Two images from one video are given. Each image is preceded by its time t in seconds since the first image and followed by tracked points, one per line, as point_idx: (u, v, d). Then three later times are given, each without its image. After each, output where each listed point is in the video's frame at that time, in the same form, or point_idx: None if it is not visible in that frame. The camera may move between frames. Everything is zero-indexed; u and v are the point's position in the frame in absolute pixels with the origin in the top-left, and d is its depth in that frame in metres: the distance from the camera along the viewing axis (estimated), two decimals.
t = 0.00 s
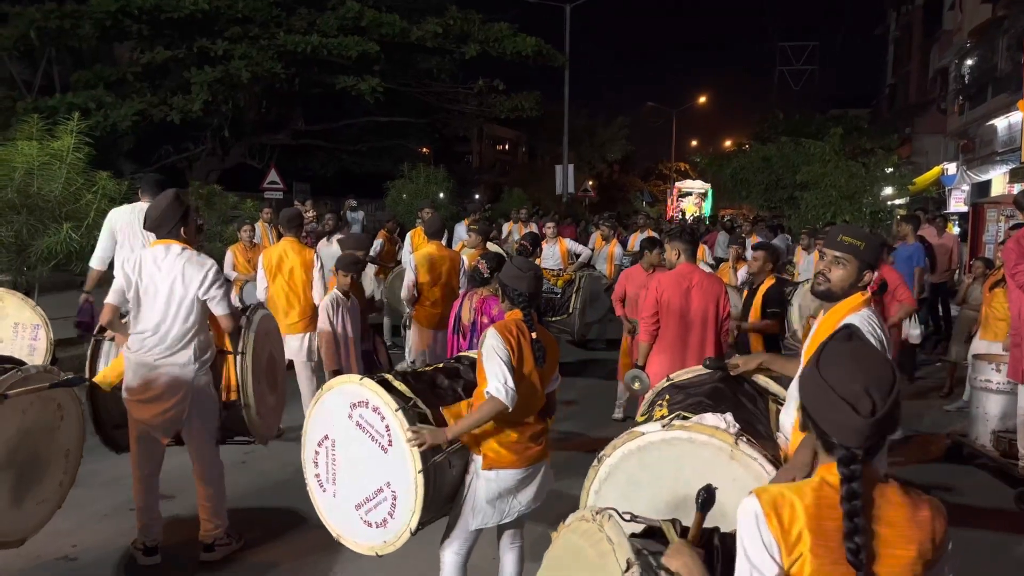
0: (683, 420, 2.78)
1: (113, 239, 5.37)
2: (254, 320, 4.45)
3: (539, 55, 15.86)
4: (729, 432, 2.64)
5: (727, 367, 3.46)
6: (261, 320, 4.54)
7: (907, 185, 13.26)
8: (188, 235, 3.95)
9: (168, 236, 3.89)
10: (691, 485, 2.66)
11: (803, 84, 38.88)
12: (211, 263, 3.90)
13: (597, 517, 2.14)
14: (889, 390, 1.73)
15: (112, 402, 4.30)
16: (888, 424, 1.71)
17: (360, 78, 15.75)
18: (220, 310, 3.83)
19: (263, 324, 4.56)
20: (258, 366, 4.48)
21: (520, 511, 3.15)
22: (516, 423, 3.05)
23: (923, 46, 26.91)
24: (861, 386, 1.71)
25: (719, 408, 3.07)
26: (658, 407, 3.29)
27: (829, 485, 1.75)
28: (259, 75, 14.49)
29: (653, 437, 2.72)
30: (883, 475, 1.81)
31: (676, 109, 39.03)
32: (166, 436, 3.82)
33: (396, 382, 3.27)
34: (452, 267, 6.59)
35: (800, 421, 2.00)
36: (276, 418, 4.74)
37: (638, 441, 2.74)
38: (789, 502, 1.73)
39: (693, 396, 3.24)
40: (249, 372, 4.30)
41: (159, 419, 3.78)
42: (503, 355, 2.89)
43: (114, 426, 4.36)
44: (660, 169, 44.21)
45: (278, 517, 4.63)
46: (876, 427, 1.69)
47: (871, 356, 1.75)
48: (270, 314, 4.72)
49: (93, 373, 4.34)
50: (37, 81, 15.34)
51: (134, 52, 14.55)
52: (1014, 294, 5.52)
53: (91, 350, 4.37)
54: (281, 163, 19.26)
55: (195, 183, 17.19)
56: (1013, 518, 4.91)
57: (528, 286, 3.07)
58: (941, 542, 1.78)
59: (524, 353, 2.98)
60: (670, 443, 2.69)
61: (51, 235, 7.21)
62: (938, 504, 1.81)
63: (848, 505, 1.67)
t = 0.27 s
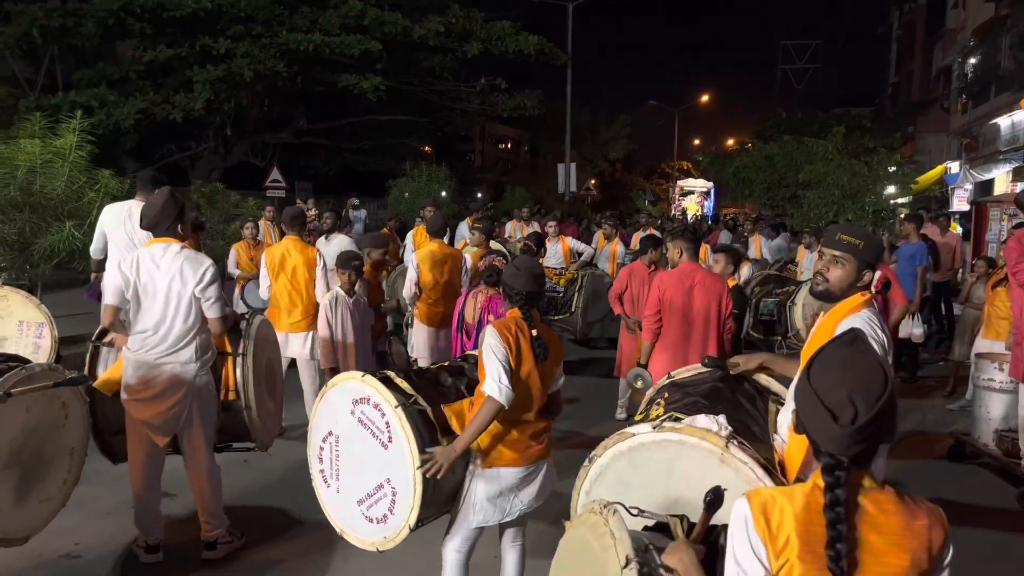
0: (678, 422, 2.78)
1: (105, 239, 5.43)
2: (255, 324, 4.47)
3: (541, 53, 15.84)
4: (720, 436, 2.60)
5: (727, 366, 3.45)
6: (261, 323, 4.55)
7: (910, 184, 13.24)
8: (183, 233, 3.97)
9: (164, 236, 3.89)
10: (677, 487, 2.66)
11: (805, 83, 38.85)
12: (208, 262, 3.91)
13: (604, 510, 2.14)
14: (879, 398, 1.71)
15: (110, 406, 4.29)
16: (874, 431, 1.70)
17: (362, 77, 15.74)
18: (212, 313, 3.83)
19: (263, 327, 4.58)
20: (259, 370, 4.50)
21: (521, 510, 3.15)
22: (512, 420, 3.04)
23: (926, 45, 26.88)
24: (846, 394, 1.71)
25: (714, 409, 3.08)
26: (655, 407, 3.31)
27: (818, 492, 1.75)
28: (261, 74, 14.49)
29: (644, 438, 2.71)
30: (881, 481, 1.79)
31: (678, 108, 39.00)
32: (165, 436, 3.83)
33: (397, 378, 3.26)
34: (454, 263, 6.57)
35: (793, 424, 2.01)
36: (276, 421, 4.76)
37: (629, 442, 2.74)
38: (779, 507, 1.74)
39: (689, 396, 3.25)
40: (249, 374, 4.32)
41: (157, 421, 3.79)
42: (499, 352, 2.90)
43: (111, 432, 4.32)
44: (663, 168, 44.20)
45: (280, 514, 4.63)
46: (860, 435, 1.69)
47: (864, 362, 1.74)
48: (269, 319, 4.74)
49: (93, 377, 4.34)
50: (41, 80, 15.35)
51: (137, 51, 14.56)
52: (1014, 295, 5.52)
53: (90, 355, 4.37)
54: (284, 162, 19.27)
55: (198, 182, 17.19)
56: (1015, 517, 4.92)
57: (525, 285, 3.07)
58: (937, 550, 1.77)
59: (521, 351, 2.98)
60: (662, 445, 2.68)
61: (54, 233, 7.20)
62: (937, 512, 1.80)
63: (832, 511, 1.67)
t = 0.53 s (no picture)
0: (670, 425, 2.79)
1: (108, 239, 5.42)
2: (256, 324, 4.48)
3: (543, 52, 15.83)
4: (710, 439, 2.62)
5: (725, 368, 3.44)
6: (261, 323, 4.55)
7: (912, 183, 13.23)
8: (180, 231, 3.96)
9: (162, 234, 3.88)
10: (676, 491, 2.64)
11: (808, 82, 38.82)
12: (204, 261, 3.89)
13: (615, 498, 2.17)
14: (881, 404, 1.69)
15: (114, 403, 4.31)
16: (874, 438, 1.67)
17: (364, 75, 15.73)
18: (202, 314, 3.79)
19: (263, 327, 4.57)
20: (260, 370, 4.51)
21: (520, 509, 3.12)
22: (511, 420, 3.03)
23: (928, 44, 26.86)
24: (846, 399, 1.70)
25: (709, 413, 3.08)
26: (653, 409, 3.33)
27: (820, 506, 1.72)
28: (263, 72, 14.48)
29: (635, 440, 2.72)
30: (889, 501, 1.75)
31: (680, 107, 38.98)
32: (163, 436, 3.82)
33: (396, 377, 3.28)
34: (455, 263, 6.56)
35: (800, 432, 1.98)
36: (277, 421, 4.77)
37: (619, 445, 2.74)
38: (778, 518, 1.74)
39: (687, 398, 3.25)
40: (248, 374, 4.32)
41: (156, 421, 3.80)
42: (494, 352, 2.91)
43: (111, 429, 4.35)
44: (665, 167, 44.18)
45: (281, 512, 4.64)
46: (861, 439, 1.67)
47: (867, 368, 1.73)
48: (272, 318, 4.74)
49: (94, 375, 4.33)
50: (43, 78, 15.35)
51: (139, 49, 14.56)
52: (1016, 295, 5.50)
53: (92, 352, 4.37)
54: (286, 161, 19.27)
55: (200, 180, 17.19)
56: (1018, 517, 4.91)
57: (520, 285, 3.05)
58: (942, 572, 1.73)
59: (516, 351, 2.98)
60: (653, 448, 2.69)
61: (56, 231, 7.20)
62: (945, 531, 1.76)
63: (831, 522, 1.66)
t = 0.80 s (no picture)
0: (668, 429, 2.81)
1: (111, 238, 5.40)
2: (257, 322, 4.49)
3: (545, 51, 15.83)
4: (708, 443, 2.63)
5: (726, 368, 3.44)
6: (261, 321, 4.55)
7: (914, 183, 13.22)
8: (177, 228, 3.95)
9: (158, 233, 3.88)
10: (674, 491, 2.65)
11: (810, 82, 38.82)
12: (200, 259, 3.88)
13: (616, 494, 2.19)
14: (887, 404, 1.68)
15: (117, 401, 4.33)
16: (882, 439, 1.66)
17: (366, 74, 15.72)
18: (201, 312, 3.80)
19: (264, 324, 4.57)
20: (260, 367, 4.52)
21: (522, 508, 3.10)
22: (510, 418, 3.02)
23: (931, 44, 26.85)
24: (855, 401, 1.68)
25: (709, 414, 3.08)
26: (653, 409, 3.34)
27: (819, 509, 1.71)
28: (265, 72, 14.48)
29: (632, 443, 2.73)
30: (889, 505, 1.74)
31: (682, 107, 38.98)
32: (161, 433, 3.83)
33: (396, 376, 3.29)
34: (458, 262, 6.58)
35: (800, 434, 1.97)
36: (280, 419, 4.77)
37: (618, 447, 2.75)
38: (776, 520, 1.73)
39: (686, 398, 3.26)
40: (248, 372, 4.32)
41: (155, 420, 3.81)
42: (490, 351, 2.92)
43: (114, 426, 4.37)
44: (667, 166, 44.17)
45: (282, 511, 4.64)
46: (871, 443, 1.65)
47: (872, 371, 1.72)
48: (274, 315, 4.75)
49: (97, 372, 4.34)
50: (45, 77, 15.36)
51: (140, 48, 14.57)
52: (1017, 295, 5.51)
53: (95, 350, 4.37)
54: (287, 160, 19.27)
55: (202, 179, 17.20)
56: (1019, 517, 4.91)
57: (518, 284, 3.04)
58: None
59: (513, 350, 2.98)
60: (650, 450, 2.69)
61: (58, 230, 7.21)
62: (947, 536, 1.75)
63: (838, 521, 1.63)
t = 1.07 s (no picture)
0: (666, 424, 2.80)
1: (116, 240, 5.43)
2: (257, 320, 4.49)
3: (546, 51, 15.81)
4: (707, 442, 2.62)
5: (728, 363, 3.44)
6: (262, 319, 4.55)
7: (915, 183, 13.21)
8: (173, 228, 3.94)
9: (155, 233, 3.87)
10: (670, 488, 2.66)
11: (811, 81, 38.81)
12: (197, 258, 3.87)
13: (611, 500, 2.19)
14: (882, 398, 1.68)
15: (117, 400, 4.34)
16: (880, 433, 1.66)
17: (367, 74, 15.71)
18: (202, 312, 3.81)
19: (265, 323, 4.58)
20: (262, 365, 4.52)
21: (522, 507, 3.11)
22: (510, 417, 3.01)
23: (933, 43, 26.82)
24: (851, 395, 1.67)
25: (708, 412, 3.09)
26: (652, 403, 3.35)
27: (815, 506, 1.70)
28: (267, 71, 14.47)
29: (633, 438, 2.71)
30: (881, 494, 1.74)
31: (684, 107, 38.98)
32: (162, 433, 3.84)
33: (398, 376, 3.28)
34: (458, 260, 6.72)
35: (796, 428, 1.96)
36: (281, 417, 4.77)
37: (617, 441, 2.74)
38: (771, 518, 1.72)
39: (684, 395, 3.26)
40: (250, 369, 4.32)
41: (155, 419, 3.82)
42: (490, 352, 2.91)
43: (115, 425, 4.37)
44: (668, 166, 44.15)
45: (283, 510, 4.64)
46: (867, 436, 1.64)
47: (865, 364, 1.71)
48: (275, 313, 4.74)
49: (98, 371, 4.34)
50: (46, 76, 15.36)
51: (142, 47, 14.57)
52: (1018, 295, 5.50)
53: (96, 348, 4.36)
54: (289, 159, 19.27)
55: (203, 179, 17.20)
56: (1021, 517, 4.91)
57: (519, 284, 3.04)
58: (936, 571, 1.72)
59: (513, 350, 2.98)
60: (649, 446, 2.69)
61: (59, 229, 7.21)
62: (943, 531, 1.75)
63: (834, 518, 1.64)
